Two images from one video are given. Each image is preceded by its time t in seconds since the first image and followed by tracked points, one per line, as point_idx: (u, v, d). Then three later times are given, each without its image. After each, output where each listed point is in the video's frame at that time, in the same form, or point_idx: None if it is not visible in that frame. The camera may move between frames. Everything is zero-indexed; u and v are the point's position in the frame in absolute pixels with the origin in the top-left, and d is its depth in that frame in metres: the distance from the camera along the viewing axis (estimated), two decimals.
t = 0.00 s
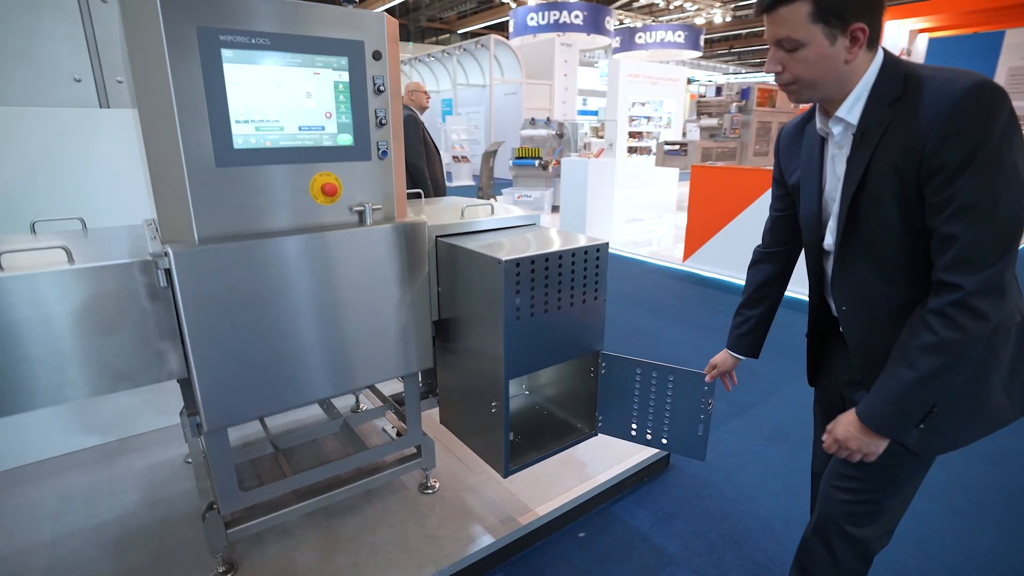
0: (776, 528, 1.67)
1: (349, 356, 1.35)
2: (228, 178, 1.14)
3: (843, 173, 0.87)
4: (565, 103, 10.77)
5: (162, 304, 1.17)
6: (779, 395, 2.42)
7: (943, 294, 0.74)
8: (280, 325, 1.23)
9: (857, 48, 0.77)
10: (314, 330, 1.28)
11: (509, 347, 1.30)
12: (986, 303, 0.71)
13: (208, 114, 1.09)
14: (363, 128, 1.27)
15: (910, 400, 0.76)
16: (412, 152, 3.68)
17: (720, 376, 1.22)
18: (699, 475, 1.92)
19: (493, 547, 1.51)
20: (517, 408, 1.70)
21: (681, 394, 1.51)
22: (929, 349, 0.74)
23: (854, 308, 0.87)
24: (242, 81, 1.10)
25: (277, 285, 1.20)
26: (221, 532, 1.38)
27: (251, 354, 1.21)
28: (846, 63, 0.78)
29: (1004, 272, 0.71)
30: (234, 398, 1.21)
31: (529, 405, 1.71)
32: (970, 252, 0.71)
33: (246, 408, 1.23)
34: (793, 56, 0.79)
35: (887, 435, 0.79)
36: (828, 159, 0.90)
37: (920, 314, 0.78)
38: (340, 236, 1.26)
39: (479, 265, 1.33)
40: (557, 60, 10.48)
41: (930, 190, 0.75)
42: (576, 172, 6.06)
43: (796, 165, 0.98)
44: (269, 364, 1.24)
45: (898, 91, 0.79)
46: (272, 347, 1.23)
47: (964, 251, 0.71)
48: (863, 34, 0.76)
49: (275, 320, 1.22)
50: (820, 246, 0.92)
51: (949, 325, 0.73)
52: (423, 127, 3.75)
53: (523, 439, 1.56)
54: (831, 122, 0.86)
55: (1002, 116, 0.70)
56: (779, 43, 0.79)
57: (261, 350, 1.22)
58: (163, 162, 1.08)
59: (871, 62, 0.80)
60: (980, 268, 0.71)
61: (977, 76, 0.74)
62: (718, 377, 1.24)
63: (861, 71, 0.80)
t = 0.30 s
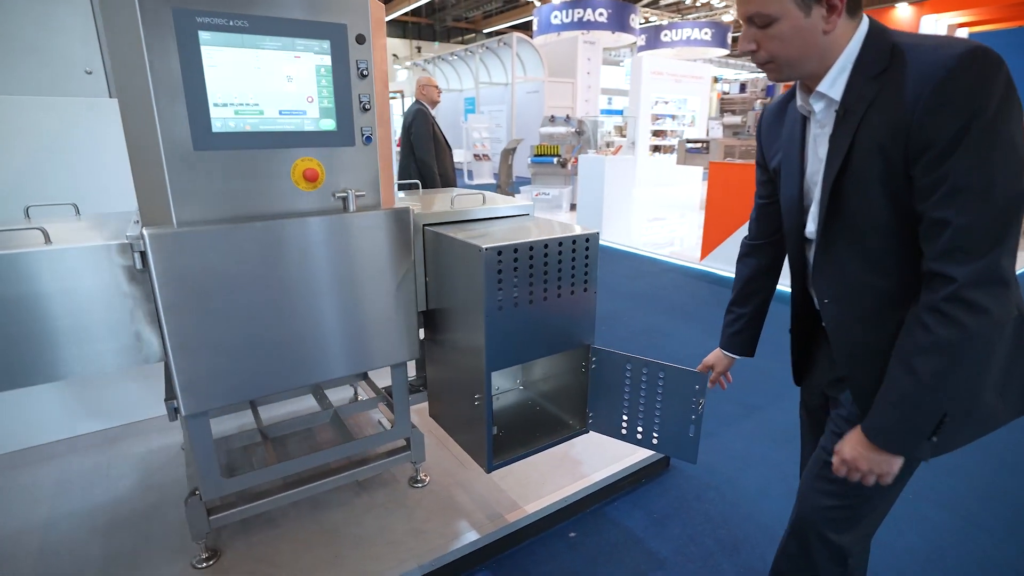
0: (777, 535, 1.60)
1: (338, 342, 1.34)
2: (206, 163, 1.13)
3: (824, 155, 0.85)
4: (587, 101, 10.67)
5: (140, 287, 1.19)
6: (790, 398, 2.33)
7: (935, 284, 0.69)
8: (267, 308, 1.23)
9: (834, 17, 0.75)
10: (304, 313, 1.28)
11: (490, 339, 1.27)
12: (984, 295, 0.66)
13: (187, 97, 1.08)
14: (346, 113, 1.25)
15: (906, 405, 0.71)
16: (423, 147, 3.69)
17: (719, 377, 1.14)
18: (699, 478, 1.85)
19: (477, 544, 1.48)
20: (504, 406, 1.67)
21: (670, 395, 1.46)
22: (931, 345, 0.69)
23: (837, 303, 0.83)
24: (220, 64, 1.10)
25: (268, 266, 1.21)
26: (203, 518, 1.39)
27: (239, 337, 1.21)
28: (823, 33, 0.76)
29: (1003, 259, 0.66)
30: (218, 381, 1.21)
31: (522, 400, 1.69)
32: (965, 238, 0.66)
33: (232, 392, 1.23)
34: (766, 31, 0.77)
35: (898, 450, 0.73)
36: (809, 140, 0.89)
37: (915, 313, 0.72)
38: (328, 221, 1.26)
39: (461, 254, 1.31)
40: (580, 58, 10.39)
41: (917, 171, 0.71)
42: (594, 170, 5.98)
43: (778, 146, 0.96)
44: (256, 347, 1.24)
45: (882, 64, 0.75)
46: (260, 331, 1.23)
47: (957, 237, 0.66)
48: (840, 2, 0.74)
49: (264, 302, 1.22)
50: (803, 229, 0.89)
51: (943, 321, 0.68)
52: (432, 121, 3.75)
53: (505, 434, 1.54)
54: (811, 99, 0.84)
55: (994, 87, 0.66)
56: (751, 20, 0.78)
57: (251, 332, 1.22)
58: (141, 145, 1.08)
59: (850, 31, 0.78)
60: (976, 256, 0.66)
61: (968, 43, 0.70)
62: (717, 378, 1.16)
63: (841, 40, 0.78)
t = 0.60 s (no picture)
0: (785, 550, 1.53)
1: (342, 339, 1.36)
2: (205, 159, 1.16)
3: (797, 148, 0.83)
4: (623, 101, 10.54)
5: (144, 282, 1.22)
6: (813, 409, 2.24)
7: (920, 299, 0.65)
8: (280, 303, 1.26)
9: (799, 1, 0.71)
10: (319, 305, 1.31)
11: (481, 337, 1.27)
12: (978, 317, 0.61)
13: (186, 94, 1.11)
14: (345, 110, 1.27)
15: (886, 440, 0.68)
16: (447, 146, 3.72)
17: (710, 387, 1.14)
18: (708, 487, 1.80)
19: (471, 544, 1.48)
20: (498, 408, 1.64)
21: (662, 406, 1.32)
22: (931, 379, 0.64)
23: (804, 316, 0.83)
24: (219, 64, 1.12)
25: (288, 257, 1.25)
26: (203, 504, 1.44)
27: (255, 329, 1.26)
28: (790, 19, 0.72)
29: (1004, 276, 0.60)
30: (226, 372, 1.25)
31: (524, 401, 1.67)
32: (951, 249, 0.61)
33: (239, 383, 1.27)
34: (727, 21, 0.74)
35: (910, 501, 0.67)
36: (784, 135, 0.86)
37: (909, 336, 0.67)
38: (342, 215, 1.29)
39: (455, 252, 1.31)
40: (616, 57, 10.26)
41: (896, 172, 0.67)
42: (625, 170, 5.90)
43: (752, 139, 0.94)
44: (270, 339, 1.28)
45: (862, 50, 0.71)
46: (262, 326, 1.27)
47: (943, 248, 0.62)
48: None
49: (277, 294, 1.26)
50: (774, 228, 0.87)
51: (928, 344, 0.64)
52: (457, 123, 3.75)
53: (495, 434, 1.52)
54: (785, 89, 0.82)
55: (985, 79, 0.60)
56: (712, 9, 0.75)
57: (268, 324, 1.27)
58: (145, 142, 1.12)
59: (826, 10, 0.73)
60: (964, 270, 0.61)
61: (955, 25, 0.64)
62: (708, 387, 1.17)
63: (815, 22, 0.73)
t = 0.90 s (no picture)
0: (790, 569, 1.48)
1: (349, 337, 1.41)
2: (215, 164, 1.22)
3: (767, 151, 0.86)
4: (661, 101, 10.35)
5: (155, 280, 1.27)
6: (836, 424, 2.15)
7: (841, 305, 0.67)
8: (319, 296, 1.35)
9: None
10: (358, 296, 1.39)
11: (476, 340, 1.28)
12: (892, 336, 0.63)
13: (199, 101, 1.17)
14: (349, 116, 1.30)
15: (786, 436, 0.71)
16: (474, 147, 3.74)
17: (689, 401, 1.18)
18: (715, 500, 1.76)
19: (467, 544, 1.50)
20: (499, 411, 1.65)
21: (653, 417, 1.29)
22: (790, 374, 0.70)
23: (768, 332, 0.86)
24: (228, 72, 1.18)
25: (330, 253, 1.33)
26: (213, 492, 1.51)
27: (299, 320, 1.34)
28: (757, 13, 0.75)
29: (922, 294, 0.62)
30: (264, 359, 1.34)
31: (529, 404, 1.68)
32: (868, 259, 0.63)
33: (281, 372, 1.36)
34: None
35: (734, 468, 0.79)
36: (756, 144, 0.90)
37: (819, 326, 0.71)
38: (384, 215, 1.36)
39: (454, 256, 1.33)
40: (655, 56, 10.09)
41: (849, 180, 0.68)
42: (658, 172, 5.79)
43: (727, 141, 0.99)
44: (317, 332, 1.37)
45: (834, 52, 0.73)
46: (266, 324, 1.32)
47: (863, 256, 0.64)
48: None
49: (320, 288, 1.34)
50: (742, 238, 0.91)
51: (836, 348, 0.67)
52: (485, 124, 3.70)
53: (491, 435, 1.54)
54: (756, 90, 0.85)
55: (949, 92, 0.60)
56: None
57: (315, 316, 1.36)
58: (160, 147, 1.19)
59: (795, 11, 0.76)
60: (888, 285, 0.62)
61: (928, 28, 0.64)
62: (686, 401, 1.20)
63: (783, 23, 0.76)
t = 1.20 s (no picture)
0: None
1: (365, 333, 1.44)
2: (239, 164, 1.29)
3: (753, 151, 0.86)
4: (706, 101, 10.09)
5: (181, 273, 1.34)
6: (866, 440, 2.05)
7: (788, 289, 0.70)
8: (356, 288, 1.40)
9: None
10: (392, 286, 1.43)
11: (482, 339, 1.31)
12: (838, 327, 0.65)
13: (225, 105, 1.24)
14: (366, 119, 1.35)
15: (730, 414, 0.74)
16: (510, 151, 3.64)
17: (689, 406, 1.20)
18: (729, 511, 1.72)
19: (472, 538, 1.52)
20: (510, 409, 1.67)
21: (658, 421, 1.28)
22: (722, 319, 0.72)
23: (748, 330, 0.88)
24: (251, 78, 1.24)
25: (365, 246, 1.38)
26: (235, 476, 1.59)
27: (337, 310, 1.40)
28: None
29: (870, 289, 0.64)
30: (306, 348, 1.40)
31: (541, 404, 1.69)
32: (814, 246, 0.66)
33: (321, 360, 1.42)
34: None
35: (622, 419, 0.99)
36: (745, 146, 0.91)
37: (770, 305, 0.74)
38: (412, 212, 1.39)
39: (463, 256, 1.37)
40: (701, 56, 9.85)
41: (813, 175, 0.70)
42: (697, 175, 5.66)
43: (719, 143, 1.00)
44: (355, 321, 1.42)
45: (821, 49, 0.73)
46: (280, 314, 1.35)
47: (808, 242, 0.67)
48: None
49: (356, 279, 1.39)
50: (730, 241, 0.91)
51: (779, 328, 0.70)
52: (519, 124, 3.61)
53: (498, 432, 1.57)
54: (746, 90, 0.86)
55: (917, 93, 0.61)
56: None
57: (353, 306, 1.41)
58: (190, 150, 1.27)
59: None
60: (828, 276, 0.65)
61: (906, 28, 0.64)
62: (688, 407, 1.21)
63: None
